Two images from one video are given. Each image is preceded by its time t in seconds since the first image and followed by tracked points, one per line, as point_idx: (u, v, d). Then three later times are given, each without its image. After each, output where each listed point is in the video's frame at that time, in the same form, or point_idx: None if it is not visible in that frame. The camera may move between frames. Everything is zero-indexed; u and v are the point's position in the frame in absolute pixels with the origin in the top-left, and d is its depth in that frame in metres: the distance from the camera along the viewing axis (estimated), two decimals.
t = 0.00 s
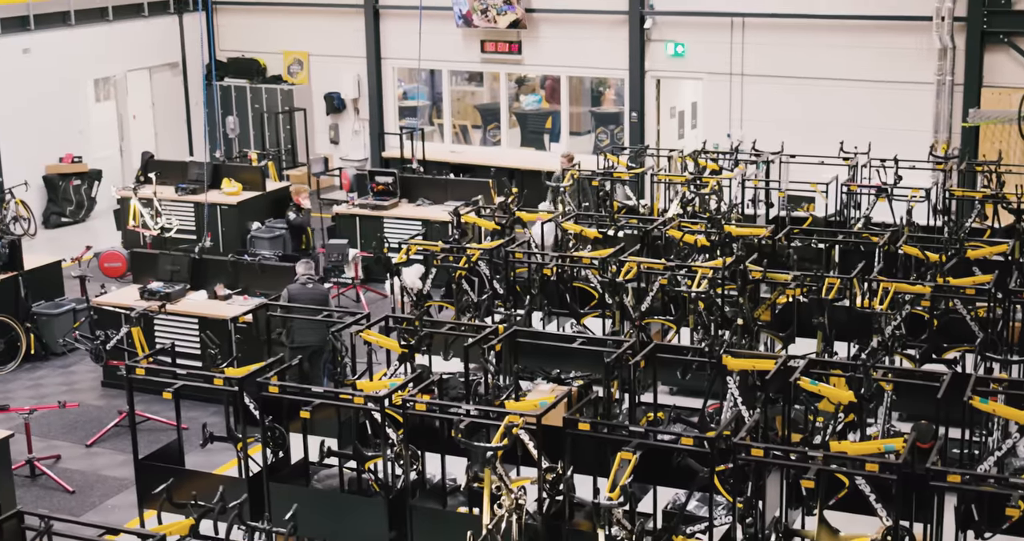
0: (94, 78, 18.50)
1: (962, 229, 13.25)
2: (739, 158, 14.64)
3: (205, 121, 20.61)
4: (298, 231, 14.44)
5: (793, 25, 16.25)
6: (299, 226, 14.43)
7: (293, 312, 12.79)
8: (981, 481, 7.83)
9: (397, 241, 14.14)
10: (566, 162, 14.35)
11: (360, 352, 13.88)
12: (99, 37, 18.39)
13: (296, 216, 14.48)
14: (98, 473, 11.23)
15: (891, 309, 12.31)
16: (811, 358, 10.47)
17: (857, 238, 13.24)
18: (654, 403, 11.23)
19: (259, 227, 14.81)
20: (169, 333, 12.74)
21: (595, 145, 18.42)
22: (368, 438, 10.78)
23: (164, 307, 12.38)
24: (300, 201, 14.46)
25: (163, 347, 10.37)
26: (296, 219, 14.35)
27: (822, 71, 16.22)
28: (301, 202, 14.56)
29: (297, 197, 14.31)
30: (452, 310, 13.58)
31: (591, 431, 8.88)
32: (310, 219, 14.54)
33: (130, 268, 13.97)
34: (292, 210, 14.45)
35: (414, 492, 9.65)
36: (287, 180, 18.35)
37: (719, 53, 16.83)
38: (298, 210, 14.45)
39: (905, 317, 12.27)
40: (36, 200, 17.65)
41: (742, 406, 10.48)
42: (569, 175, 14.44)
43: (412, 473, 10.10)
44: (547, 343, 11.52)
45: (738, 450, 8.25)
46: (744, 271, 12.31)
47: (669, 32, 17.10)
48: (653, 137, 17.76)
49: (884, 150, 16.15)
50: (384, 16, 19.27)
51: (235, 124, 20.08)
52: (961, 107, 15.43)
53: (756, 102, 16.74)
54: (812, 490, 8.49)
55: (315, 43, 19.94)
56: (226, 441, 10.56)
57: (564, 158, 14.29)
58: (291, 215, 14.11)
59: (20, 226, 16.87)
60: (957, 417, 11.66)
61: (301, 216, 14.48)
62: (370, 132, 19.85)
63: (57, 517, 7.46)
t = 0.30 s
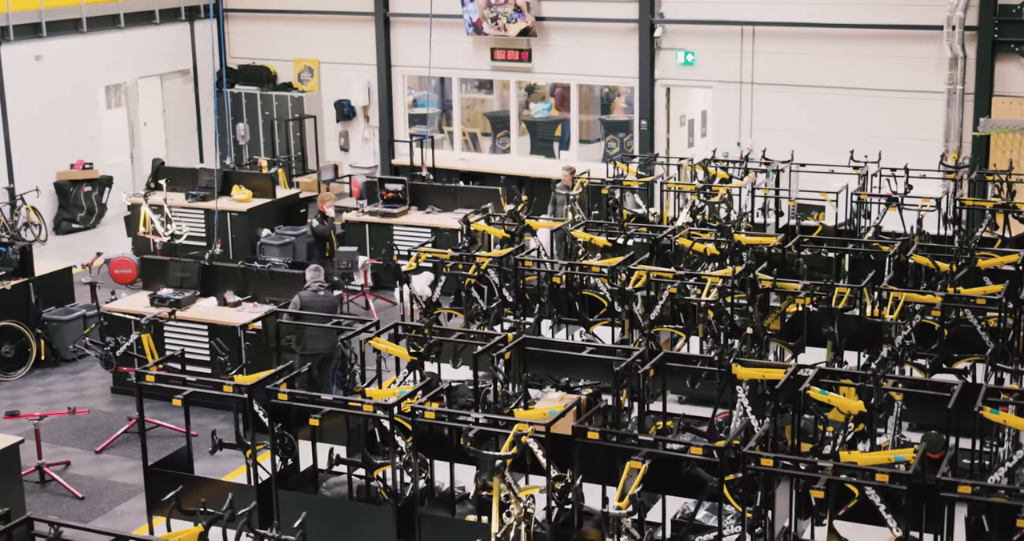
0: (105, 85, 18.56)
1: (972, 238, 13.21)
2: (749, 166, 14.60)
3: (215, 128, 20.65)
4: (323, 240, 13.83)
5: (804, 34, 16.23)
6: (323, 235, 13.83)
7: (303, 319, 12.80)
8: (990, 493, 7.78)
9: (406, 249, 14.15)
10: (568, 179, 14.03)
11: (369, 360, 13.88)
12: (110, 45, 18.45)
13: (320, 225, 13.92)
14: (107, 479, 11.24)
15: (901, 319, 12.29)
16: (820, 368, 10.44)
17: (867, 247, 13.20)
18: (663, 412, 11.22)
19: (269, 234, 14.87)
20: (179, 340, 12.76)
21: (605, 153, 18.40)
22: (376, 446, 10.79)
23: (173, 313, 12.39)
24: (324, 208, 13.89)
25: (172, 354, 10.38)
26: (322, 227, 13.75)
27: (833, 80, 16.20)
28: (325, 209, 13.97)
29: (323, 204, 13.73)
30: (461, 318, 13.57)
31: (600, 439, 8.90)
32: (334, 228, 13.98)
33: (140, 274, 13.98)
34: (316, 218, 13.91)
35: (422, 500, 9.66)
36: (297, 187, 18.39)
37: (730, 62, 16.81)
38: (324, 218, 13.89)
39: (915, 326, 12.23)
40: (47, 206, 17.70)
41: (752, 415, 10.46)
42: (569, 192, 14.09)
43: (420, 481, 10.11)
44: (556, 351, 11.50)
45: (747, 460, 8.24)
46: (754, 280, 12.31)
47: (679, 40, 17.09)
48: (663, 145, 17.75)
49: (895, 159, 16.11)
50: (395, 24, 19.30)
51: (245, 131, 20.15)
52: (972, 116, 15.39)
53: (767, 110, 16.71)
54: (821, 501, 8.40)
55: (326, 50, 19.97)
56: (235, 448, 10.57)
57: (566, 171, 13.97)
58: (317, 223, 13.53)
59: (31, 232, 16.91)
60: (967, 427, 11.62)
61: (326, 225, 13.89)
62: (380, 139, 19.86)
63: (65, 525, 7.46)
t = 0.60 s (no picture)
0: (113, 93, 18.57)
1: (980, 250, 13.18)
2: (757, 177, 14.58)
3: (223, 136, 20.67)
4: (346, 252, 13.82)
5: (811, 45, 16.24)
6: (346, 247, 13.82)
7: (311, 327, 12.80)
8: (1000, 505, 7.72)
9: (414, 257, 14.16)
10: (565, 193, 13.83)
11: (376, 369, 13.87)
12: (117, 53, 18.47)
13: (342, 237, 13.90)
14: (114, 488, 11.23)
15: (909, 330, 12.27)
16: (828, 378, 10.42)
17: (875, 257, 13.17)
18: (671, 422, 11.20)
19: (277, 242, 14.89)
20: (186, 348, 12.75)
21: (612, 163, 18.39)
22: (383, 455, 10.78)
23: (181, 322, 12.39)
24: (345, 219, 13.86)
25: (180, 363, 10.38)
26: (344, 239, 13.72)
27: (841, 90, 16.20)
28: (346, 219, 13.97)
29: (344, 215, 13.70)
30: (468, 327, 13.56)
31: (608, 450, 8.85)
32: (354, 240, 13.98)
33: (148, 283, 13.98)
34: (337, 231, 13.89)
35: (429, 509, 9.68)
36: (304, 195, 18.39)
37: (737, 72, 16.81)
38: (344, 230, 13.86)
39: (923, 338, 12.19)
40: (54, 214, 17.69)
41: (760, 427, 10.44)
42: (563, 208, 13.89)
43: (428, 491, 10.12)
44: (564, 362, 11.47)
45: (754, 472, 8.22)
46: (762, 291, 12.31)
47: (687, 50, 17.11)
48: (670, 155, 17.76)
49: (902, 170, 16.09)
50: (403, 33, 19.32)
51: (253, 140, 20.20)
52: (979, 127, 15.38)
53: (774, 120, 16.71)
54: (829, 513, 8.39)
55: (334, 59, 20.00)
56: (242, 458, 10.57)
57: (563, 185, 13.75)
58: (341, 237, 13.49)
59: (39, 240, 16.91)
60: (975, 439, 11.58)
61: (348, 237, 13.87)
62: (387, 148, 19.89)
63: (73, 533, 7.45)
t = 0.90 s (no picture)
0: (125, 105, 18.63)
1: (992, 264, 13.15)
2: (769, 190, 14.57)
3: (234, 148, 20.73)
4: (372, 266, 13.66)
5: (823, 58, 16.25)
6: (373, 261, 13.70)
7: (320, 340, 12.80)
8: (1013, 521, 7.67)
9: (425, 269, 14.18)
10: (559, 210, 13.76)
11: (387, 382, 13.86)
12: (130, 64, 18.54)
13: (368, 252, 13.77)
14: (124, 499, 11.22)
15: (920, 344, 12.22)
16: (840, 393, 10.38)
17: (886, 271, 13.14)
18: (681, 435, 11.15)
19: (288, 254, 14.96)
20: (197, 360, 12.75)
21: (623, 175, 18.38)
22: (394, 468, 10.75)
23: (191, 333, 12.39)
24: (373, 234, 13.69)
25: (191, 375, 10.39)
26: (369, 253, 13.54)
27: (853, 105, 16.20)
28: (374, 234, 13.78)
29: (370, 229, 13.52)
30: (479, 340, 13.55)
31: (619, 463, 8.84)
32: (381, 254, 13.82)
33: (159, 294, 13.99)
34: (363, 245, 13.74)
35: (439, 522, 9.67)
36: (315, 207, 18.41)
37: (749, 86, 16.83)
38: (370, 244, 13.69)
39: (935, 352, 12.15)
40: (66, 225, 17.71)
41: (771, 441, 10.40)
42: (555, 223, 13.86)
43: (438, 504, 10.09)
44: (575, 375, 11.45)
45: (765, 486, 8.19)
46: (773, 304, 12.30)
47: (699, 63, 17.12)
48: (682, 168, 17.75)
49: (913, 184, 16.06)
50: (414, 45, 19.37)
51: (264, 151, 20.25)
52: (991, 141, 15.36)
53: (785, 133, 16.70)
54: (841, 529, 8.35)
55: (346, 71, 20.05)
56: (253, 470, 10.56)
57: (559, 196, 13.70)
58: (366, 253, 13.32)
59: (51, 251, 16.94)
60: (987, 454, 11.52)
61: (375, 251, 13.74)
62: (398, 160, 19.94)
63: None
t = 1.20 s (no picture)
0: (139, 116, 18.70)
1: (1005, 279, 13.10)
2: (780, 204, 14.55)
3: (247, 160, 20.78)
4: (397, 279, 13.19)
5: (835, 72, 16.25)
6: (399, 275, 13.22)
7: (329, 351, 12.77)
8: None
9: (437, 281, 14.20)
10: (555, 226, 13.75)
11: (398, 395, 13.86)
12: (144, 76, 18.63)
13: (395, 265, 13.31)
14: (135, 509, 11.22)
15: (932, 359, 12.15)
16: (851, 407, 10.33)
17: (898, 286, 13.10)
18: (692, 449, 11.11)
19: (300, 266, 15.01)
20: (209, 372, 12.75)
21: (635, 189, 18.34)
22: (405, 480, 10.74)
23: (203, 345, 12.41)
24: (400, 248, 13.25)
25: (203, 386, 10.41)
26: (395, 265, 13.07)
27: (865, 118, 16.18)
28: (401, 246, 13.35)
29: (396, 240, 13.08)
30: (490, 353, 13.54)
31: (629, 477, 8.82)
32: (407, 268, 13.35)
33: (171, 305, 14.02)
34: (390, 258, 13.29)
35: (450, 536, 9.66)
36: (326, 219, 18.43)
37: (761, 100, 16.82)
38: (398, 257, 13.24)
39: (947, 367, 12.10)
40: (79, 236, 17.77)
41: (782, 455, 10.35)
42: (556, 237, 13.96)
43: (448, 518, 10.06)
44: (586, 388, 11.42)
45: (777, 501, 8.15)
46: (784, 318, 12.26)
47: (711, 77, 17.13)
48: (694, 182, 17.74)
49: (926, 198, 16.01)
50: (427, 57, 19.42)
51: (277, 163, 20.30)
52: (1004, 156, 15.31)
53: (797, 147, 16.68)
54: None
55: (359, 83, 20.10)
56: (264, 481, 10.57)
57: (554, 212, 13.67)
58: (394, 266, 12.83)
59: (63, 261, 17.00)
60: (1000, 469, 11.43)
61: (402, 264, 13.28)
62: (410, 173, 19.96)
63: None
